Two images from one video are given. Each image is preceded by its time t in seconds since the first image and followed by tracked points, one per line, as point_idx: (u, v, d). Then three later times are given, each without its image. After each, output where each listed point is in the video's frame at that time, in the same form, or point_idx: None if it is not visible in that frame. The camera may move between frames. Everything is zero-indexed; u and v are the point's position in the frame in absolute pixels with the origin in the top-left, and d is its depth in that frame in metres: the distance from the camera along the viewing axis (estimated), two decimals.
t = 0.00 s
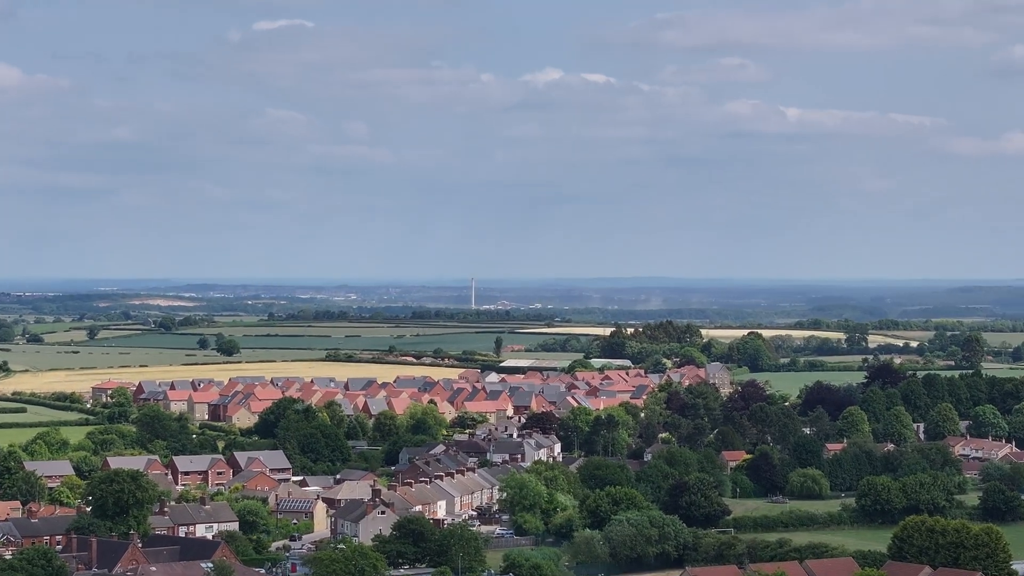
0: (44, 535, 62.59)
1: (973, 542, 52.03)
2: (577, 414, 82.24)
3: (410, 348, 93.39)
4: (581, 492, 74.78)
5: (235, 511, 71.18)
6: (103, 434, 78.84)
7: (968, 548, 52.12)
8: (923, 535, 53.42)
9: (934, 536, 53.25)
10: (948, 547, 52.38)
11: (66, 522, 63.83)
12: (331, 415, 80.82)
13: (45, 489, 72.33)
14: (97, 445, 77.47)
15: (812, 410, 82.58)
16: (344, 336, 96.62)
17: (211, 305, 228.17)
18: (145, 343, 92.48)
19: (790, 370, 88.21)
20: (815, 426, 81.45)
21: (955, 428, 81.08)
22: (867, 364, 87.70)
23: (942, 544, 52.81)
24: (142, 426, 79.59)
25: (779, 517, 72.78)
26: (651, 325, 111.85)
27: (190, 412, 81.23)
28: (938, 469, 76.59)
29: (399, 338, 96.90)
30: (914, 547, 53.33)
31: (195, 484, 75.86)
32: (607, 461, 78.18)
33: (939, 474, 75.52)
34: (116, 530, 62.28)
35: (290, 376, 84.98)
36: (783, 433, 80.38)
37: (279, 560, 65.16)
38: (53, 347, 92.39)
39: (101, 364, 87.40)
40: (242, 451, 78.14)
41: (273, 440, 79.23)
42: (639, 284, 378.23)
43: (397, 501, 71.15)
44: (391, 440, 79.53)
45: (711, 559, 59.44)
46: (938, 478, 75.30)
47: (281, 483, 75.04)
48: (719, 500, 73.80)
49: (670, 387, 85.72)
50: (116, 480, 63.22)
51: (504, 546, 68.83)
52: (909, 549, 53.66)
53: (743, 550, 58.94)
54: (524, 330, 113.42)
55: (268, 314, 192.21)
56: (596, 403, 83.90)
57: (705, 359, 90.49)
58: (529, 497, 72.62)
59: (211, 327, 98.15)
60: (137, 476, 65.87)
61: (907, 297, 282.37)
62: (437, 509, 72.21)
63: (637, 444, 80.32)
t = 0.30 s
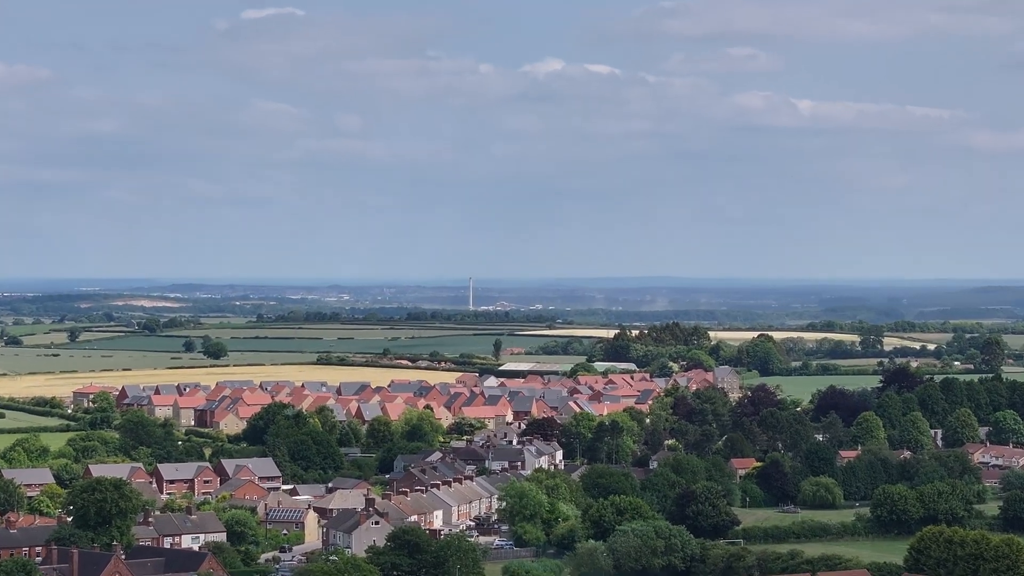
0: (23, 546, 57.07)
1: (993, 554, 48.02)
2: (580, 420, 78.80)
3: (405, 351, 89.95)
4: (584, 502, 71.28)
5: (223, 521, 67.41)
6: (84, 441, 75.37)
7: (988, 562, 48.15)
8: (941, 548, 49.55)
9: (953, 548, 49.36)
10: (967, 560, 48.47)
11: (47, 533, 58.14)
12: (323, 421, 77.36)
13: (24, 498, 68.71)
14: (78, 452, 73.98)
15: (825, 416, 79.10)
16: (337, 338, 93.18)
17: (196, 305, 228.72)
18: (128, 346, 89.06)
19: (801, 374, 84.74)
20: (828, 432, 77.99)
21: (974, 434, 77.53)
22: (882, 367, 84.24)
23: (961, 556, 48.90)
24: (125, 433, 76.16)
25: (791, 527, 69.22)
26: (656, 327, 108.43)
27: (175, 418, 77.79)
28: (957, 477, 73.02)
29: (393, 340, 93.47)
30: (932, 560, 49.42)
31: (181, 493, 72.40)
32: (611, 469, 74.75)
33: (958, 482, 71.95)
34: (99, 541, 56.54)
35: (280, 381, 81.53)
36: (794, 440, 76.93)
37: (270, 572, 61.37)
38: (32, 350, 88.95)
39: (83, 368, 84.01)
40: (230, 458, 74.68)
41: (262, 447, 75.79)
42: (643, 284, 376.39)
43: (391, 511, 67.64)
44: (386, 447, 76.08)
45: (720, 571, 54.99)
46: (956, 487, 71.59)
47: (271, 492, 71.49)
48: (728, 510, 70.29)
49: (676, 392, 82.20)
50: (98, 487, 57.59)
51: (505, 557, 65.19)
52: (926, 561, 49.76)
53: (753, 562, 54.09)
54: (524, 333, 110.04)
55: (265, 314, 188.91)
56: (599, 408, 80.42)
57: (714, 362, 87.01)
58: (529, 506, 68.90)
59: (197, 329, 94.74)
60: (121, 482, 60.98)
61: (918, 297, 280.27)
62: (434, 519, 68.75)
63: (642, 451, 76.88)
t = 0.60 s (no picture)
0: None
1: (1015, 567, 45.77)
2: (582, 427, 75.48)
3: (401, 355, 86.63)
4: (587, 512, 67.96)
5: (208, 531, 63.81)
6: (64, 448, 72.06)
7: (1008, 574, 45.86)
8: (959, 559, 47.30)
9: (971, 560, 47.28)
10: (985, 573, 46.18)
11: (24, 544, 53.73)
12: (314, 427, 74.02)
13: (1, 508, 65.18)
14: (58, 460, 70.62)
15: (838, 422, 75.77)
16: (329, 341, 89.89)
17: (183, 305, 232.61)
18: (111, 349, 85.83)
19: (814, 378, 81.42)
20: (841, 439, 74.68)
21: (994, 441, 74.08)
22: (898, 371, 80.91)
23: (980, 568, 46.70)
24: (108, 440, 72.88)
25: (803, 539, 65.81)
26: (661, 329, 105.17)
27: (160, 424, 74.53)
28: (976, 487, 69.56)
29: (388, 343, 90.19)
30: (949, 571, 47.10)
31: (166, 502, 69.12)
32: (615, 477, 71.46)
33: (977, 491, 68.47)
34: (82, 554, 52.63)
35: (270, 386, 78.24)
36: (806, 447, 73.65)
37: None
38: (11, 354, 85.74)
39: (63, 372, 80.77)
40: (217, 466, 71.38)
41: (250, 455, 72.48)
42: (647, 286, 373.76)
43: (385, 522, 64.25)
44: (380, 455, 72.78)
45: None
46: (976, 496, 68.12)
47: (260, 502, 68.15)
48: (738, 520, 66.95)
49: (683, 397, 78.86)
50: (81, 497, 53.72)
51: (504, 569, 61.52)
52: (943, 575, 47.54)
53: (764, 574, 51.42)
54: (524, 335, 106.78)
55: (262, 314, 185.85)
56: (603, 413, 77.09)
57: (722, 366, 83.68)
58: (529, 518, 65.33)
59: (183, 332, 91.52)
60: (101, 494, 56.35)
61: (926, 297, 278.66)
62: (430, 530, 65.42)
63: (648, 459, 73.57)
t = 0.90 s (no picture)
0: None
1: None
2: (585, 433, 72.29)
3: (396, 358, 83.43)
4: (590, 522, 64.73)
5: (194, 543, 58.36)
6: (44, 455, 68.86)
7: None
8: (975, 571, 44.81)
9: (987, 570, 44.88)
10: None
11: None
12: (305, 434, 70.85)
13: None
14: (38, 467, 67.38)
15: (852, 428, 72.60)
16: (320, 344, 86.77)
17: (166, 305, 234.69)
18: (94, 352, 82.75)
19: (827, 382, 78.21)
20: (855, 445, 71.54)
21: (1015, 448, 70.85)
22: (914, 375, 77.73)
23: None
24: (90, 447, 69.72)
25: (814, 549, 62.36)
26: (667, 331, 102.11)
27: (144, 430, 71.37)
28: (997, 496, 66.35)
29: (383, 346, 87.03)
30: None
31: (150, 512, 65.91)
32: (619, 486, 68.32)
33: (998, 500, 65.20)
34: (63, 567, 48.66)
35: (259, 390, 75.06)
36: (819, 454, 70.51)
37: None
38: None
39: (44, 376, 77.68)
40: (204, 474, 68.18)
41: (238, 463, 69.30)
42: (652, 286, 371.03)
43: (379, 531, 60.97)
44: (374, 462, 69.62)
45: None
46: (997, 507, 64.45)
47: (249, 511, 64.78)
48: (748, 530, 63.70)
49: (690, 401, 75.64)
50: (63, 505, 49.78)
51: None
52: None
53: None
54: (524, 337, 103.63)
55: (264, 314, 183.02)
56: (607, 419, 73.87)
57: (731, 370, 80.48)
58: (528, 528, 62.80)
59: (170, 334, 88.45)
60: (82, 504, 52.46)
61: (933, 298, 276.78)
62: (426, 541, 62.17)
63: (654, 467, 70.41)
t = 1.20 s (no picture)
0: None
1: None
2: (588, 440, 68.88)
3: (390, 362, 80.06)
4: (592, 533, 61.26)
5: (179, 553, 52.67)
6: (20, 463, 65.51)
7: None
8: None
9: None
10: None
11: None
12: (294, 441, 67.48)
13: None
14: (14, 476, 63.98)
15: (868, 434, 69.20)
16: (310, 346, 83.48)
17: (149, 305, 234.83)
18: (75, 355, 79.51)
19: (842, 387, 74.80)
20: (872, 453, 68.16)
21: None
22: (933, 380, 74.30)
23: None
24: (68, 455, 66.37)
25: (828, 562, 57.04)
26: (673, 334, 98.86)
27: (125, 437, 68.06)
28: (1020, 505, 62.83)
29: (376, 349, 83.73)
30: None
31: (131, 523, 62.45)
32: (623, 495, 64.95)
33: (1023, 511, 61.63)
34: None
35: (246, 395, 71.72)
36: (833, 463, 67.13)
37: None
38: None
39: (21, 381, 74.44)
40: (188, 483, 64.79)
41: (224, 472, 65.94)
42: (657, 286, 367.99)
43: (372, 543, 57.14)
44: (366, 471, 66.25)
45: None
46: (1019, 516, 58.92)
47: (236, 522, 61.06)
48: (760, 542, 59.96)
49: (698, 407, 72.22)
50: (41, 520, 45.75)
51: None
52: None
53: None
54: (525, 339, 100.39)
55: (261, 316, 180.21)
56: (611, 426, 70.48)
57: (741, 374, 77.07)
58: (533, 536, 58.78)
59: (154, 337, 85.19)
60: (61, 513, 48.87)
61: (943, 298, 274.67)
62: (422, 554, 58.47)
63: (660, 476, 67.04)
